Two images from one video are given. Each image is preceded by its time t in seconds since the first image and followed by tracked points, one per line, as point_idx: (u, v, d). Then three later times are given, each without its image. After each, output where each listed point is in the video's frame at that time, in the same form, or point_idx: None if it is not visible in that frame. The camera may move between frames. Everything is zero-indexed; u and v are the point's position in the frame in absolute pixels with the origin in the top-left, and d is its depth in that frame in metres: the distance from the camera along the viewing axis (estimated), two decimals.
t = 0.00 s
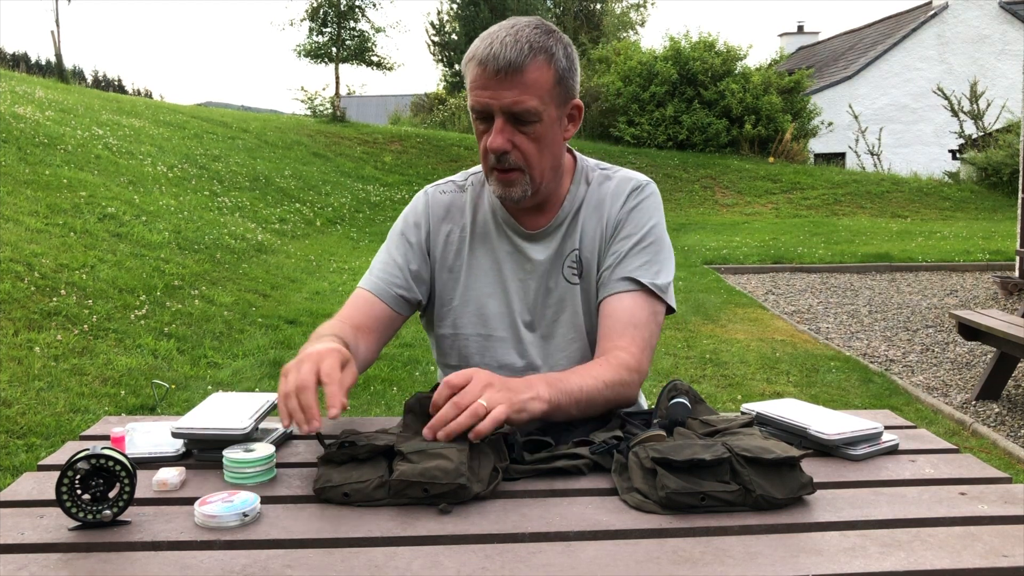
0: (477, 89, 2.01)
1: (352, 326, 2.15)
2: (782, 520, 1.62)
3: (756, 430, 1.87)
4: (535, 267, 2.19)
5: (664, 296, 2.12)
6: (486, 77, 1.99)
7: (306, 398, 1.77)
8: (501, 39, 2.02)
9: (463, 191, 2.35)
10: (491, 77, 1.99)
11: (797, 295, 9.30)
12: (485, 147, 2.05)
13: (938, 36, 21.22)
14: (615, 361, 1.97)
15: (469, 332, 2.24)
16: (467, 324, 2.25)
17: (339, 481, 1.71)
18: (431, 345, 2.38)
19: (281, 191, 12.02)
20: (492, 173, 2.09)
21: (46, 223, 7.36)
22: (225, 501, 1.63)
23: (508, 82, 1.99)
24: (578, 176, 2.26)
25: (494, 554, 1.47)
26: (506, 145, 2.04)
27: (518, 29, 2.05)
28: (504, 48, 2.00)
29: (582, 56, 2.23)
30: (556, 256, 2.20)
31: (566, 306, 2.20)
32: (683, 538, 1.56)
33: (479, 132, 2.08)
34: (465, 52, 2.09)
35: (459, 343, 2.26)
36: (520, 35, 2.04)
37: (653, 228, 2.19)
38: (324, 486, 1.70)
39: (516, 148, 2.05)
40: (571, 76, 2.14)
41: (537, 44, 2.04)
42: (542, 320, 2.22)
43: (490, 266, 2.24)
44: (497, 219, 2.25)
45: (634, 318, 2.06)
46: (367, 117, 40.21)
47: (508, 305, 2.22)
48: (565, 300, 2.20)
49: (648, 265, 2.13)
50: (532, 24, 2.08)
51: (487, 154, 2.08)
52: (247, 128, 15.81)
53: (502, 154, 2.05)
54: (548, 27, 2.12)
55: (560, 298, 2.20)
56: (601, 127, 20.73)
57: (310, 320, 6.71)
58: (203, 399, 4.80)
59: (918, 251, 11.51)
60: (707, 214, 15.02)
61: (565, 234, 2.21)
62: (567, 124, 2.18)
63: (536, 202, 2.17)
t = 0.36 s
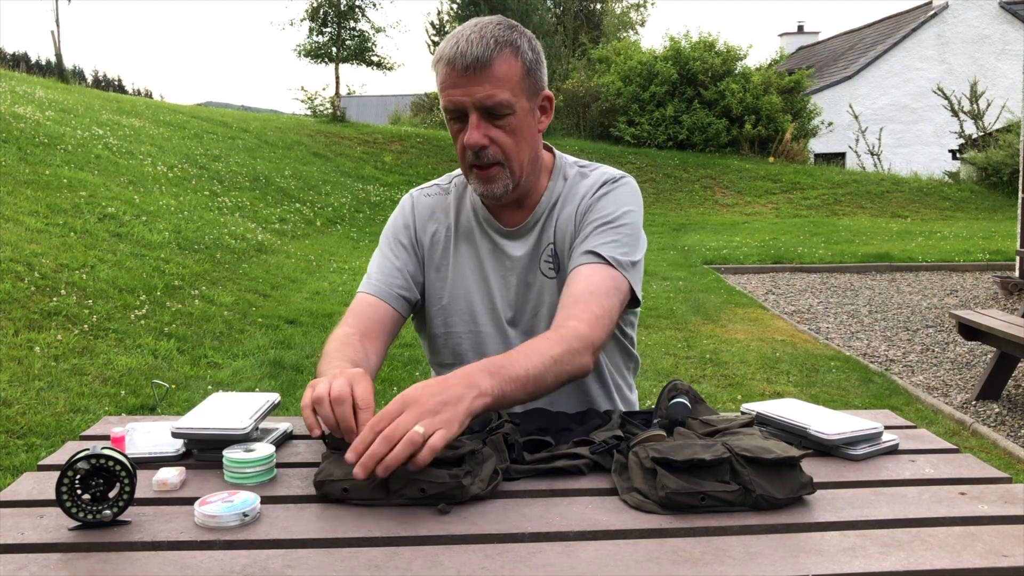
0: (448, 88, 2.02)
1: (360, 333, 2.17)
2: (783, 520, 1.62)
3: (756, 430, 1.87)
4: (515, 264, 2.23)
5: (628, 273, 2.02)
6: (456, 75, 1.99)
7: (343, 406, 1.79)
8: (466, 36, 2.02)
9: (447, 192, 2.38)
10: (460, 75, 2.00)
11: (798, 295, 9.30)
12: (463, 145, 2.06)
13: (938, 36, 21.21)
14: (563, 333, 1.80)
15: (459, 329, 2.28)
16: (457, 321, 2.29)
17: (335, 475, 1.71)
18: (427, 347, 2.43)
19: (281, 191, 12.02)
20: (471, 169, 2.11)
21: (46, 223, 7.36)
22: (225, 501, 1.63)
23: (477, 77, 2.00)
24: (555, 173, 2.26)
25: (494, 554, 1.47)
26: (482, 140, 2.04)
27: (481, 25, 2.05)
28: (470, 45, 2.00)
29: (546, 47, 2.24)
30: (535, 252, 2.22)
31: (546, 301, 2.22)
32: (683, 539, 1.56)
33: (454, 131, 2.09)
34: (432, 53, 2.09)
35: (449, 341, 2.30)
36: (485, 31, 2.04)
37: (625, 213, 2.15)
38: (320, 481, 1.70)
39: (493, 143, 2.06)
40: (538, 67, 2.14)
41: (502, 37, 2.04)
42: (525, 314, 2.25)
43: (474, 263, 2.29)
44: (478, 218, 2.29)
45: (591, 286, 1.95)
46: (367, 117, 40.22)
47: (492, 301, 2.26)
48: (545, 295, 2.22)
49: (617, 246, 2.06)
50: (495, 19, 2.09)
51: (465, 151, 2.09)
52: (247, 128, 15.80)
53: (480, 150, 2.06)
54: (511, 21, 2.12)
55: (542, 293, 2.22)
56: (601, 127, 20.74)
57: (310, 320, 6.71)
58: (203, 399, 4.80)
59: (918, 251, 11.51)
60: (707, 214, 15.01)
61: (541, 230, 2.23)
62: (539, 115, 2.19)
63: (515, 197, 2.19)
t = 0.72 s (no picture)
0: (435, 91, 2.03)
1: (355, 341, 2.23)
2: (783, 521, 1.62)
3: (756, 430, 1.87)
4: (503, 263, 2.23)
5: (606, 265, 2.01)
6: (442, 78, 2.00)
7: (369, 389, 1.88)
8: (450, 39, 2.03)
9: (442, 193, 2.40)
10: (445, 79, 2.00)
11: (798, 295, 9.30)
12: (452, 146, 2.07)
13: (938, 36, 21.21)
14: (538, 333, 1.82)
15: (452, 329, 2.29)
16: (450, 319, 2.29)
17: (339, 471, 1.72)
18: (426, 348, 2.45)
19: (280, 191, 12.02)
20: (461, 170, 2.11)
21: (46, 223, 7.36)
22: (225, 501, 1.63)
23: (463, 79, 2.00)
24: (547, 174, 2.26)
25: (494, 554, 1.47)
26: (471, 141, 2.05)
27: (466, 27, 2.06)
28: (455, 48, 2.01)
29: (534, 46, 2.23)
30: (523, 251, 2.22)
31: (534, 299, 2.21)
32: (683, 539, 1.56)
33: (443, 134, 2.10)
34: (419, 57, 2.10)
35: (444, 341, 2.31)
36: (470, 33, 2.04)
37: (612, 210, 2.14)
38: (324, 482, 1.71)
39: (482, 143, 2.07)
40: (525, 66, 2.14)
41: (486, 39, 2.04)
42: (515, 313, 2.25)
43: (465, 264, 2.29)
44: (471, 218, 2.30)
45: (570, 282, 1.95)
46: (366, 117, 40.24)
47: (483, 301, 2.26)
48: (532, 294, 2.21)
49: (601, 242, 2.06)
50: (480, 21, 2.09)
51: (455, 152, 2.09)
52: (247, 127, 15.80)
53: (469, 151, 2.06)
54: (496, 22, 2.12)
55: (530, 291, 2.22)
56: (601, 126, 20.74)
57: (309, 320, 6.71)
58: (203, 399, 4.80)
59: (919, 251, 11.51)
60: (707, 214, 15.01)
61: (529, 230, 2.23)
62: (529, 113, 2.19)
63: (507, 196, 2.19)
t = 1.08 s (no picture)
0: (430, 94, 2.03)
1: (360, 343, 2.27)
2: (782, 521, 1.62)
3: (756, 430, 1.88)
4: (500, 265, 2.22)
5: (607, 273, 2.03)
6: (436, 80, 2.01)
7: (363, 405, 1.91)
8: (443, 42, 2.03)
9: (442, 194, 2.40)
10: (439, 81, 2.01)
11: (797, 295, 9.30)
12: (448, 148, 2.07)
13: (938, 36, 21.21)
14: (536, 344, 1.85)
15: (452, 329, 2.29)
16: (450, 320, 2.29)
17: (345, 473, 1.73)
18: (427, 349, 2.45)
19: (280, 191, 12.02)
20: (458, 172, 2.11)
21: (46, 223, 7.36)
22: (225, 501, 1.63)
23: (457, 81, 2.00)
24: (545, 176, 2.26)
25: (494, 554, 1.47)
26: (467, 142, 2.05)
27: (459, 30, 2.06)
28: (448, 50, 2.01)
29: (527, 46, 2.23)
30: (520, 252, 2.22)
31: (531, 300, 2.21)
32: (682, 539, 1.56)
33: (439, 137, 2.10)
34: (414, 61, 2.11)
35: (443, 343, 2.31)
36: (462, 35, 2.05)
37: (611, 214, 2.14)
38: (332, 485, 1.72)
39: (478, 144, 2.07)
40: (519, 66, 2.14)
41: (479, 41, 2.04)
42: (514, 314, 2.24)
43: (464, 264, 2.30)
44: (471, 219, 2.30)
45: (569, 289, 1.97)
46: (367, 117, 40.28)
47: (481, 302, 2.26)
48: (529, 296, 2.20)
49: (599, 248, 2.06)
50: (472, 24, 2.09)
51: (451, 154, 2.10)
52: (247, 127, 15.80)
53: (465, 153, 2.07)
54: (488, 24, 2.12)
55: (527, 293, 2.21)
56: (601, 126, 20.75)
57: (309, 320, 6.71)
58: (203, 399, 4.80)
59: (918, 251, 11.51)
60: (707, 214, 15.01)
61: (526, 232, 2.22)
62: (524, 113, 2.19)
63: (504, 197, 2.19)
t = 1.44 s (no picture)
0: (440, 87, 2.03)
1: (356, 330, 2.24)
2: (783, 521, 1.62)
3: (755, 430, 1.88)
4: (502, 265, 2.22)
5: (607, 273, 2.03)
6: (447, 74, 2.00)
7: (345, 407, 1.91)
8: (456, 36, 2.03)
9: (445, 192, 2.40)
10: (450, 75, 2.00)
11: (797, 295, 9.30)
12: (456, 143, 2.06)
13: (938, 36, 21.21)
14: (538, 345, 1.85)
15: (454, 326, 2.29)
16: (452, 316, 2.29)
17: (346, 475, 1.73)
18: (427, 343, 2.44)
19: (281, 191, 12.02)
20: (463, 168, 2.11)
21: (46, 223, 7.36)
22: (225, 501, 1.63)
23: (469, 76, 2.00)
24: (548, 176, 2.26)
25: (494, 554, 1.47)
26: (475, 138, 2.05)
27: (472, 25, 2.06)
28: (460, 44, 2.01)
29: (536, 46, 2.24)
30: (522, 253, 2.22)
31: (532, 299, 2.21)
32: (682, 539, 1.56)
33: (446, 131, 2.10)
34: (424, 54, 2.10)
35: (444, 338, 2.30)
36: (476, 31, 2.05)
37: (614, 216, 2.14)
38: (332, 487, 1.71)
39: (485, 140, 2.06)
40: (529, 66, 2.15)
41: (492, 37, 2.05)
42: (514, 314, 2.24)
43: (466, 262, 2.30)
44: (473, 217, 2.30)
45: (570, 290, 1.97)
46: (367, 117, 40.30)
47: (482, 300, 2.26)
48: (530, 296, 2.21)
49: (602, 250, 2.06)
50: (484, 20, 2.10)
51: (458, 149, 2.09)
52: (247, 127, 15.80)
53: (473, 149, 2.06)
54: (501, 22, 2.13)
55: (528, 293, 2.21)
56: (601, 126, 20.75)
57: (309, 320, 6.71)
58: (203, 399, 4.80)
59: (919, 251, 11.51)
60: (707, 214, 15.00)
61: (528, 232, 2.22)
62: (530, 112, 2.19)
63: (508, 195, 2.19)
